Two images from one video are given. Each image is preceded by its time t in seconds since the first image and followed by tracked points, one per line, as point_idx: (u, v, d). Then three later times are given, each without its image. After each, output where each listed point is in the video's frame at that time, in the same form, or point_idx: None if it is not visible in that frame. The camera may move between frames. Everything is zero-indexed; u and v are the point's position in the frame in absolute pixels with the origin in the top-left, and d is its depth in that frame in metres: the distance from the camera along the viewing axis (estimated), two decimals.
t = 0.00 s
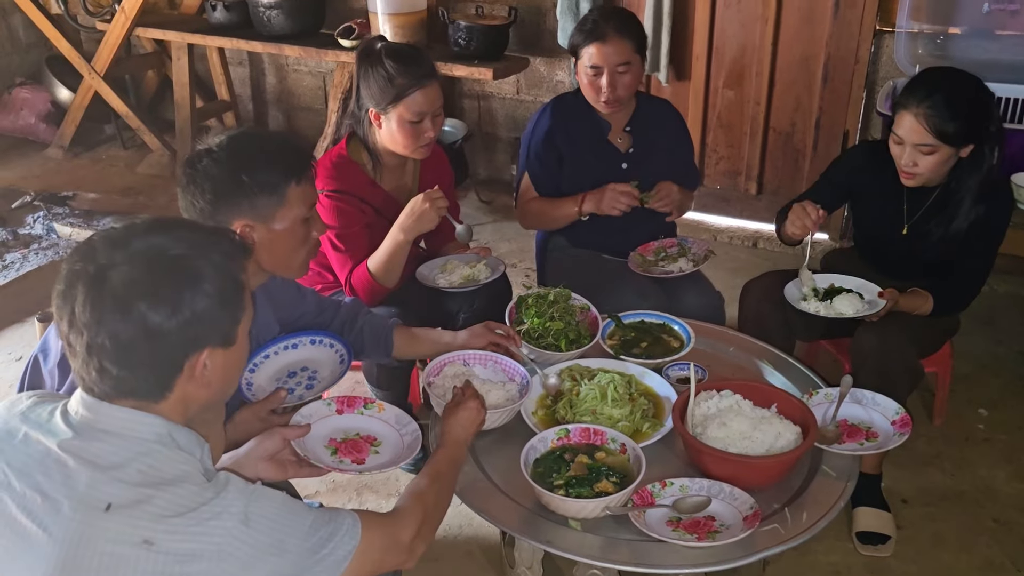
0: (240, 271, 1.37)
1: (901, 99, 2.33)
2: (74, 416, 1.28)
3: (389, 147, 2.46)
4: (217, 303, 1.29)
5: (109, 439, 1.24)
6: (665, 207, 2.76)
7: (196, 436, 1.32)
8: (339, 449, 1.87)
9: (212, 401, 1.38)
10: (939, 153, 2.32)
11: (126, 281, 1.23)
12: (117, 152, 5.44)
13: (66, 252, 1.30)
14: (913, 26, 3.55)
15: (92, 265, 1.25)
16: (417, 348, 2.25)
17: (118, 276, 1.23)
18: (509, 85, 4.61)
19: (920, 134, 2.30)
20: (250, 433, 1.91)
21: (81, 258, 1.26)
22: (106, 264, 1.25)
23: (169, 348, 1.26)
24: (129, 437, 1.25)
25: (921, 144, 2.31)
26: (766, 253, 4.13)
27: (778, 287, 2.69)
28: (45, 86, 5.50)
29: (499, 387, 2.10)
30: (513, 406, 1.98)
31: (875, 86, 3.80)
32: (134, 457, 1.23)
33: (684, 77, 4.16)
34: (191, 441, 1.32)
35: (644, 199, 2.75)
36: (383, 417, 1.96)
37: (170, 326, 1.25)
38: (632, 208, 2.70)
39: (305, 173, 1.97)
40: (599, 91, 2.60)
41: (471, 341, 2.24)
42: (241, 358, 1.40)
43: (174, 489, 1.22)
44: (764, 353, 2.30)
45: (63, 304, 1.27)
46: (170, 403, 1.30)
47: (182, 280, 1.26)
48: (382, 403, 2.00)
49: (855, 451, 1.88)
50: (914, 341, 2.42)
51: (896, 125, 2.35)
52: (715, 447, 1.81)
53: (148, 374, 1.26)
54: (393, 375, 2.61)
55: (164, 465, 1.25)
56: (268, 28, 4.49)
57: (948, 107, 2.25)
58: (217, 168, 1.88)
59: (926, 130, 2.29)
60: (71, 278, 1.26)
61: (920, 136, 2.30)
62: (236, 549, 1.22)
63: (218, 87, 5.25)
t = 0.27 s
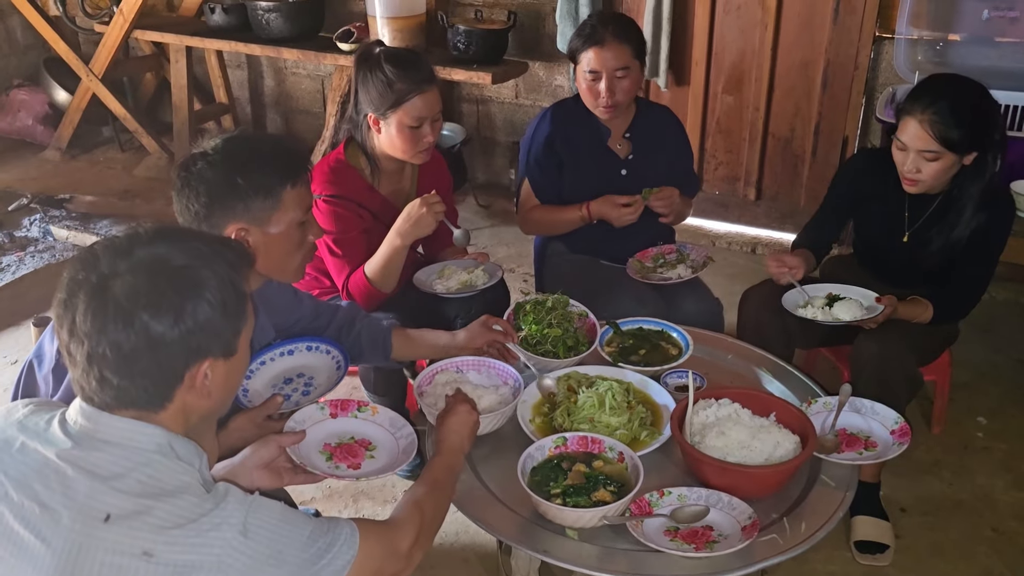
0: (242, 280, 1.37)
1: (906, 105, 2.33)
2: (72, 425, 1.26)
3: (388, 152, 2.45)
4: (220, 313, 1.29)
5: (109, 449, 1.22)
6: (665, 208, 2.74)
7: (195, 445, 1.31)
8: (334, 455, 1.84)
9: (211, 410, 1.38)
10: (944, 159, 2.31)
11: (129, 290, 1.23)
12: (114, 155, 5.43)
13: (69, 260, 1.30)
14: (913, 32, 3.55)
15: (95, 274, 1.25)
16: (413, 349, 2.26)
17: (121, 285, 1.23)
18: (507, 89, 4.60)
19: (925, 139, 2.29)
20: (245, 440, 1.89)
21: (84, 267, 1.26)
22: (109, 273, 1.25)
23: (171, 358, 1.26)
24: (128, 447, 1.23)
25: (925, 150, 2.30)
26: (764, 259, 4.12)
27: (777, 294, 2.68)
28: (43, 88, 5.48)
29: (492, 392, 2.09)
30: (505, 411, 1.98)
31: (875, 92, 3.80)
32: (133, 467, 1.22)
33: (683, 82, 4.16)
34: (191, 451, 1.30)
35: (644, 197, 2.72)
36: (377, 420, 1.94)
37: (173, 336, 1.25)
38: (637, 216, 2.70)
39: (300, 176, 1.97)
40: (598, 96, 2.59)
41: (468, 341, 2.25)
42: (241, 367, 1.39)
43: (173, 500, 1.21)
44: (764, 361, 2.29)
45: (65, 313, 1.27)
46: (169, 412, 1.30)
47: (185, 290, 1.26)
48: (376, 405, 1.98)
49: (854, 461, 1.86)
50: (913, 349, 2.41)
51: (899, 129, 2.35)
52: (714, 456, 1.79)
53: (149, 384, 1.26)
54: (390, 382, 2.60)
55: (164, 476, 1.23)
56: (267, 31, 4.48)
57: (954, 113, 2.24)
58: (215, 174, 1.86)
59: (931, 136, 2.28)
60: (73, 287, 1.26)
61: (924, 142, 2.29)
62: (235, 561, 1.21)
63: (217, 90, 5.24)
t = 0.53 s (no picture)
0: (239, 285, 1.37)
1: (906, 109, 2.33)
2: (68, 429, 1.25)
3: (386, 154, 2.44)
4: (216, 318, 1.28)
5: (105, 455, 1.21)
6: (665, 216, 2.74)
7: (192, 451, 1.30)
8: (328, 461, 1.83)
9: (209, 415, 1.37)
10: (944, 163, 2.31)
11: (125, 294, 1.22)
12: (112, 155, 5.41)
13: (64, 264, 1.29)
14: (912, 35, 3.55)
15: (90, 278, 1.24)
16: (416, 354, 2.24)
17: (117, 289, 1.22)
18: (506, 91, 4.60)
19: (925, 143, 2.28)
20: (242, 443, 1.88)
21: (79, 272, 1.25)
22: (104, 277, 1.24)
23: (167, 363, 1.25)
24: (125, 452, 1.22)
25: (925, 154, 2.30)
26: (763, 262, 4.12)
27: (776, 298, 2.67)
28: (40, 88, 5.47)
29: (495, 400, 2.07)
30: (506, 420, 1.96)
31: (873, 95, 3.80)
32: (130, 473, 1.21)
33: (682, 85, 4.16)
34: (187, 457, 1.29)
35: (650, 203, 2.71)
36: (372, 427, 1.93)
37: (169, 341, 1.24)
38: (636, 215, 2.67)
39: (297, 178, 1.95)
40: (597, 98, 2.59)
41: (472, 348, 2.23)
42: (238, 371, 1.38)
43: (171, 506, 1.20)
44: (763, 365, 2.28)
45: (60, 317, 1.25)
46: (167, 416, 1.29)
47: (181, 295, 1.25)
48: (371, 412, 1.97)
49: (854, 466, 1.86)
50: (912, 354, 2.40)
51: (900, 132, 2.34)
52: (713, 460, 1.78)
53: (145, 389, 1.25)
54: (388, 385, 2.59)
55: (161, 482, 1.22)
56: (265, 32, 4.46)
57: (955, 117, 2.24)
58: (212, 177, 1.86)
59: (931, 140, 2.27)
60: (68, 291, 1.25)
61: (924, 145, 2.29)
62: (233, 568, 1.20)
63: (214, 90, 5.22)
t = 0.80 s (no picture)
0: (242, 287, 1.36)
1: (910, 112, 2.33)
2: (72, 433, 1.25)
3: (388, 156, 2.44)
4: (220, 320, 1.28)
5: (110, 458, 1.21)
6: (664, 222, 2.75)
7: (196, 454, 1.29)
8: (328, 462, 1.82)
9: (212, 418, 1.36)
10: (947, 166, 2.31)
11: (129, 296, 1.21)
12: (110, 155, 5.40)
13: (68, 266, 1.28)
14: (912, 39, 3.55)
15: (94, 280, 1.23)
16: (415, 360, 2.24)
17: (121, 291, 1.22)
18: (505, 93, 4.60)
19: (928, 147, 2.29)
20: (243, 446, 1.87)
21: (83, 274, 1.25)
22: (108, 279, 1.23)
23: (171, 365, 1.24)
24: (129, 456, 1.22)
25: (928, 157, 2.30)
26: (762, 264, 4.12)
27: (776, 301, 2.68)
28: (38, 88, 5.46)
29: (496, 403, 2.07)
30: (508, 423, 1.96)
31: (873, 99, 3.80)
32: (135, 477, 1.20)
33: (682, 87, 4.16)
34: (191, 459, 1.29)
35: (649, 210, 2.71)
36: (372, 426, 1.92)
37: (173, 343, 1.23)
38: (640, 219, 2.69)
39: (298, 180, 1.95)
40: (598, 100, 2.58)
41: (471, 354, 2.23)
42: (242, 374, 1.38)
43: (176, 509, 1.19)
44: (764, 368, 2.28)
45: (63, 319, 1.25)
46: (172, 418, 1.28)
47: (185, 296, 1.24)
48: (371, 412, 1.96)
49: (856, 470, 1.85)
50: (914, 358, 2.40)
51: (903, 136, 2.35)
52: (714, 464, 1.78)
53: (150, 392, 1.24)
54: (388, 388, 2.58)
55: (166, 485, 1.22)
56: (264, 33, 4.46)
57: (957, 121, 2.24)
58: (212, 179, 1.86)
59: (934, 143, 2.28)
60: (71, 294, 1.24)
61: (927, 148, 2.29)
62: (239, 569, 1.19)
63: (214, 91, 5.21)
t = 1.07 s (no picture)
0: (247, 285, 1.36)
1: (912, 114, 2.33)
2: (76, 432, 1.25)
3: (389, 156, 2.44)
4: (226, 318, 1.27)
5: (115, 457, 1.21)
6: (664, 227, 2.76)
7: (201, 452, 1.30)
8: (327, 461, 1.81)
9: (217, 417, 1.36)
10: (949, 168, 2.31)
11: (135, 295, 1.21)
12: (109, 154, 5.39)
13: (72, 264, 1.28)
14: (912, 42, 3.55)
15: (98, 279, 1.23)
16: (413, 360, 2.23)
17: (126, 290, 1.21)
18: (506, 94, 4.60)
19: (929, 148, 2.29)
20: (244, 445, 1.88)
21: (89, 272, 1.25)
22: (113, 278, 1.23)
23: (177, 364, 1.24)
24: (134, 454, 1.22)
25: (930, 158, 2.30)
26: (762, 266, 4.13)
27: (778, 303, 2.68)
28: (38, 86, 5.45)
29: (497, 405, 2.07)
30: (510, 423, 1.95)
31: (873, 101, 3.81)
32: (141, 475, 1.20)
33: (682, 89, 4.17)
34: (196, 458, 1.29)
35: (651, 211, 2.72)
36: (371, 426, 1.91)
37: (179, 341, 1.23)
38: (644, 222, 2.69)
39: (298, 178, 1.95)
40: (599, 102, 2.59)
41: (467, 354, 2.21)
42: (246, 373, 1.38)
43: (183, 508, 1.20)
44: (764, 369, 2.28)
45: (69, 318, 1.25)
46: (177, 417, 1.28)
47: (191, 295, 1.24)
48: (371, 411, 1.96)
49: (857, 472, 1.86)
50: (914, 360, 2.41)
51: (904, 138, 2.35)
52: (716, 466, 1.77)
53: (155, 391, 1.24)
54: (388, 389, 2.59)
55: (172, 483, 1.22)
56: (265, 32, 4.45)
57: (959, 122, 2.24)
58: (212, 178, 1.85)
59: (936, 145, 2.28)
60: (77, 292, 1.24)
61: (929, 150, 2.29)
62: (245, 566, 1.19)
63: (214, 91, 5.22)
